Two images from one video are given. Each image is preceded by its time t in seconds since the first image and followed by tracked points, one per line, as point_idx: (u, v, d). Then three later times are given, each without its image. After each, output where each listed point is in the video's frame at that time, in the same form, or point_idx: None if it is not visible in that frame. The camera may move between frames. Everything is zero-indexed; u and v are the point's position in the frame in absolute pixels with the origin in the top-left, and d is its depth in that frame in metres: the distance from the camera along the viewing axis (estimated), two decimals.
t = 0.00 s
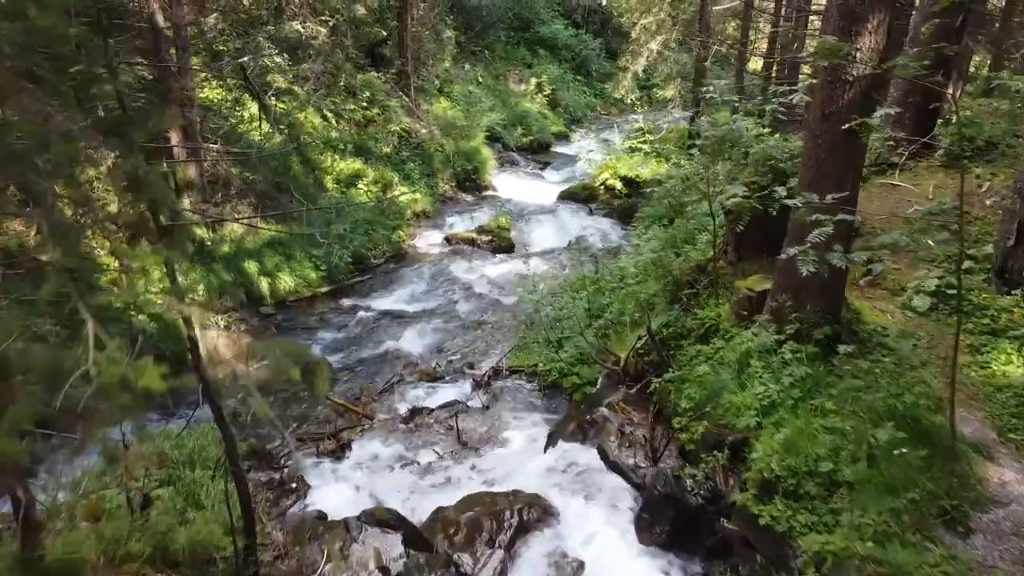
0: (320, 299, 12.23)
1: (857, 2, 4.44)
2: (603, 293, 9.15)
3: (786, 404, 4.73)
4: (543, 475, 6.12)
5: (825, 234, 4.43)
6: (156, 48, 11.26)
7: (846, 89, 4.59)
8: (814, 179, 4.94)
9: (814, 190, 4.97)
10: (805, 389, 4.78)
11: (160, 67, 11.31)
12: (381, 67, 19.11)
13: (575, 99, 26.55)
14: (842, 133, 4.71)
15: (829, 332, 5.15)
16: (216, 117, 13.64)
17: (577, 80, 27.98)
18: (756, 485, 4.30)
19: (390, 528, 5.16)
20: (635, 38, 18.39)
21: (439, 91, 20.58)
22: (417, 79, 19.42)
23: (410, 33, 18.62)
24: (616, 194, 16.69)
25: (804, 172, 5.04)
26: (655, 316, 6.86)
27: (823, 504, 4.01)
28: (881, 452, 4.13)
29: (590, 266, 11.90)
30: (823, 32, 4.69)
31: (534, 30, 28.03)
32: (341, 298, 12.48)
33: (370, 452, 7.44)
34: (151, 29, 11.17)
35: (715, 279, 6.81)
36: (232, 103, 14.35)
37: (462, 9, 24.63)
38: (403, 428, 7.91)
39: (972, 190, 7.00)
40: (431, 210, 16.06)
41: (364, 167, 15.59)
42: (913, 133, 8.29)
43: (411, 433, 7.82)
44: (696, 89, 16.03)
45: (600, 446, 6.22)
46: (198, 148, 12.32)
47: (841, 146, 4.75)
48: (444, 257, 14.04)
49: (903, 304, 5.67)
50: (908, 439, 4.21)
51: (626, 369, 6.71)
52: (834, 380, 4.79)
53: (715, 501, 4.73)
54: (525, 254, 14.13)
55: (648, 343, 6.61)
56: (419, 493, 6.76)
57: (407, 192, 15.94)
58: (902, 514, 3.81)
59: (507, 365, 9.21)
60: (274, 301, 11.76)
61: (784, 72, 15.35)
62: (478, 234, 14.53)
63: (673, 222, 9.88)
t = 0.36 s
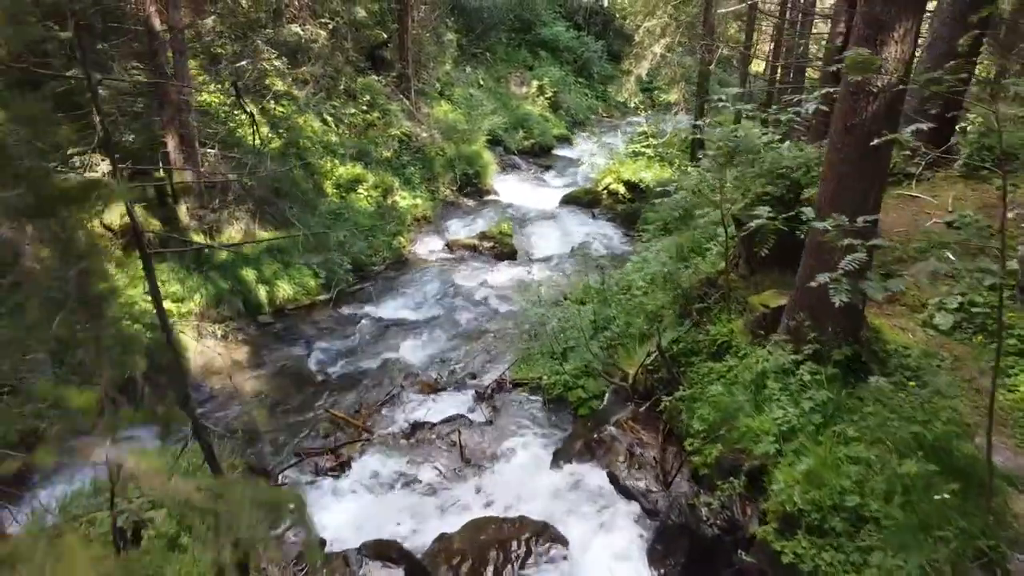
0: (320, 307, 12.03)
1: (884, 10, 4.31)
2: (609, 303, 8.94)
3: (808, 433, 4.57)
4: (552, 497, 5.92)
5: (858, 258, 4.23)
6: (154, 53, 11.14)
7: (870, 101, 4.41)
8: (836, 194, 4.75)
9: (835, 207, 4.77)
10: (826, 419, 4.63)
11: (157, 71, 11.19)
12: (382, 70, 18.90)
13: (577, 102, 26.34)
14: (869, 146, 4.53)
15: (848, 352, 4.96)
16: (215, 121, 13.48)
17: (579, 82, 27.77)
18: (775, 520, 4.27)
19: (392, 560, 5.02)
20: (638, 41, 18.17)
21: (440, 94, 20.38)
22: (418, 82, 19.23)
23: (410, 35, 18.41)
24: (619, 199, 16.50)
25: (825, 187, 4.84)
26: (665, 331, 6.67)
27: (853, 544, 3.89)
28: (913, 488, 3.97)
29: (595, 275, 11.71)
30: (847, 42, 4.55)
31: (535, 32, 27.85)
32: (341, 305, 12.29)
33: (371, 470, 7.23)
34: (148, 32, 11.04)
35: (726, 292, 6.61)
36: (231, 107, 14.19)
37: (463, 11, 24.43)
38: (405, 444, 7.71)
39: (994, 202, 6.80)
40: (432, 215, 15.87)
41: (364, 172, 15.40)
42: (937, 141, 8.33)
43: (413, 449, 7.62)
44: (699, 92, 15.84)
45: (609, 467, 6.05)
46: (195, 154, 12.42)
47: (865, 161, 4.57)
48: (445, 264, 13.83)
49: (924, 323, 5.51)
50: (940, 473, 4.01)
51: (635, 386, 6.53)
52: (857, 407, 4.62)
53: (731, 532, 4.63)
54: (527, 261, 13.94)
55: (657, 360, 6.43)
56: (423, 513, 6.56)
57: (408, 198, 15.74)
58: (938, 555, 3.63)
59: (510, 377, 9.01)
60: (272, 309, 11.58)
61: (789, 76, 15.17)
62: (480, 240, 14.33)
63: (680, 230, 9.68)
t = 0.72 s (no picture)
0: (319, 315, 11.82)
1: (912, 19, 4.24)
2: (615, 315, 8.71)
3: (830, 462, 4.42)
4: (557, 523, 5.73)
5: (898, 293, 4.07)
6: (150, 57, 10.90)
7: (896, 114, 4.27)
8: (859, 211, 4.60)
9: (857, 223, 4.61)
10: (850, 448, 4.47)
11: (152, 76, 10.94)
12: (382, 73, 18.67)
13: (578, 104, 26.13)
14: (893, 159, 4.39)
15: (868, 376, 4.78)
16: (213, 125, 13.29)
17: (581, 84, 27.57)
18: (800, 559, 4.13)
19: None
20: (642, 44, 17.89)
21: (441, 97, 20.17)
22: (419, 85, 19.02)
23: (410, 38, 18.18)
24: (622, 205, 16.30)
25: (846, 204, 4.69)
26: (675, 348, 6.47)
27: None
28: (946, 526, 3.79)
29: (599, 283, 11.50)
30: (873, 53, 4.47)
31: (537, 34, 27.67)
32: (341, 314, 12.06)
33: (369, 489, 7.03)
34: (144, 35, 10.80)
35: (738, 308, 6.40)
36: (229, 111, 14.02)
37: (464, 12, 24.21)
38: (404, 461, 7.48)
39: (1017, 216, 6.57)
40: (432, 220, 15.67)
41: (364, 177, 15.20)
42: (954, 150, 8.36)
43: (412, 467, 7.39)
44: (704, 97, 15.63)
45: (617, 490, 5.85)
46: (191, 159, 11.96)
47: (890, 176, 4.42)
48: (446, 271, 13.60)
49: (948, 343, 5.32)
50: (977, 514, 3.83)
51: (644, 405, 6.33)
52: (881, 436, 4.47)
53: (748, 567, 4.49)
54: (530, 268, 13.73)
55: (667, 378, 6.23)
56: (423, 539, 6.33)
57: (408, 203, 15.52)
58: None
59: (513, 391, 8.79)
60: (270, 318, 11.37)
61: (795, 81, 14.96)
62: (481, 247, 14.11)
63: (687, 240, 9.46)
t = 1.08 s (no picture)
0: (318, 324, 11.62)
1: (941, 27, 4.11)
2: (621, 326, 8.50)
3: (853, 493, 4.34)
4: (564, 550, 5.49)
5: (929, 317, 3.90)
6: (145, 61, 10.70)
7: (922, 128, 4.21)
8: (881, 225, 4.55)
9: (879, 239, 4.56)
10: (873, 477, 4.38)
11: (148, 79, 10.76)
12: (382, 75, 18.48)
13: (580, 106, 25.94)
14: (917, 174, 4.33)
15: (889, 397, 4.64)
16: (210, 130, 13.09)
17: (582, 86, 27.40)
18: None
19: None
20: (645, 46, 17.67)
21: (442, 100, 19.99)
22: (419, 88, 18.84)
23: (411, 40, 17.99)
24: (625, 209, 16.10)
25: (868, 217, 4.64)
26: (685, 364, 6.26)
27: None
28: (981, 568, 3.58)
29: (603, 291, 11.29)
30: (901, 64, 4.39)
31: (538, 35, 27.48)
32: (341, 322, 11.86)
33: (370, 507, 6.84)
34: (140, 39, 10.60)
35: (750, 323, 6.20)
36: (226, 114, 13.86)
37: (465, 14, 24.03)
38: (405, 478, 7.28)
39: None
40: (433, 224, 15.47)
41: (363, 181, 15.00)
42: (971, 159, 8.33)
43: (413, 484, 7.18)
44: (707, 100, 15.43)
45: (626, 513, 5.65)
46: (189, 164, 11.67)
47: (914, 191, 4.36)
48: (447, 277, 13.40)
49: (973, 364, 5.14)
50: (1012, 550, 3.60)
51: (653, 423, 6.13)
52: (904, 464, 4.37)
53: None
54: (532, 274, 13.53)
55: (676, 396, 6.04)
56: (424, 564, 6.11)
57: (409, 208, 15.32)
58: None
59: (516, 404, 8.59)
60: (268, 326, 11.18)
61: (799, 83, 14.76)
62: (483, 253, 13.90)
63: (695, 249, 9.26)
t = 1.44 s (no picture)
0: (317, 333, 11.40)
1: (978, 39, 4.03)
2: (628, 338, 8.28)
3: (882, 530, 4.18)
4: None
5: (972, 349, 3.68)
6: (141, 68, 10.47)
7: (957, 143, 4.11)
8: (912, 243, 4.44)
9: (910, 257, 4.45)
10: (903, 513, 4.24)
11: (143, 83, 10.56)
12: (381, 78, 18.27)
13: (580, 109, 25.74)
14: (950, 191, 4.22)
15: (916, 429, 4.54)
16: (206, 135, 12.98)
17: (583, 88, 27.19)
18: None
19: None
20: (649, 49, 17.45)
21: (442, 103, 19.77)
22: (420, 91, 18.63)
23: (411, 42, 17.77)
24: (628, 214, 15.87)
25: (897, 236, 4.54)
26: (697, 383, 6.05)
27: None
28: None
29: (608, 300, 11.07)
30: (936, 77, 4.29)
31: (539, 37, 27.27)
32: (340, 331, 11.63)
33: (372, 529, 6.65)
34: (137, 46, 10.38)
35: (765, 341, 5.97)
36: (224, 119, 13.65)
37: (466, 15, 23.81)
38: (406, 497, 7.07)
39: None
40: (434, 230, 15.26)
41: (363, 187, 14.79)
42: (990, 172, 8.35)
43: (414, 504, 6.98)
44: (712, 104, 15.23)
45: (636, 540, 5.43)
46: (185, 171, 11.36)
47: (947, 208, 4.26)
48: (447, 285, 13.18)
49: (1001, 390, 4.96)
50: None
51: (664, 445, 5.91)
52: (935, 501, 4.24)
53: None
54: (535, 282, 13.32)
55: (688, 417, 5.82)
56: None
57: (409, 213, 15.11)
58: None
59: (520, 419, 8.37)
60: (266, 336, 10.97)
61: (805, 87, 14.55)
62: (484, 260, 13.68)
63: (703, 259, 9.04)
